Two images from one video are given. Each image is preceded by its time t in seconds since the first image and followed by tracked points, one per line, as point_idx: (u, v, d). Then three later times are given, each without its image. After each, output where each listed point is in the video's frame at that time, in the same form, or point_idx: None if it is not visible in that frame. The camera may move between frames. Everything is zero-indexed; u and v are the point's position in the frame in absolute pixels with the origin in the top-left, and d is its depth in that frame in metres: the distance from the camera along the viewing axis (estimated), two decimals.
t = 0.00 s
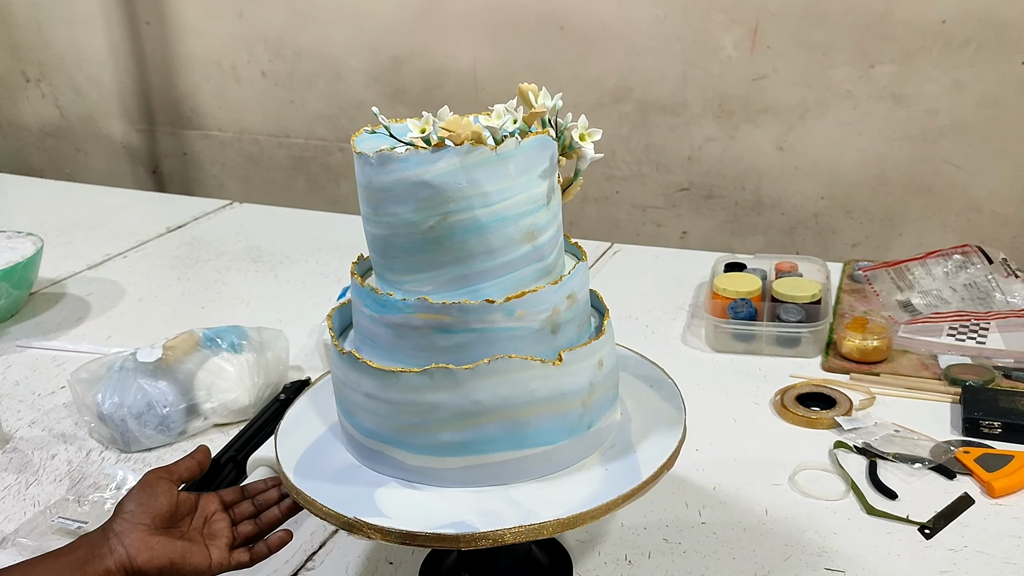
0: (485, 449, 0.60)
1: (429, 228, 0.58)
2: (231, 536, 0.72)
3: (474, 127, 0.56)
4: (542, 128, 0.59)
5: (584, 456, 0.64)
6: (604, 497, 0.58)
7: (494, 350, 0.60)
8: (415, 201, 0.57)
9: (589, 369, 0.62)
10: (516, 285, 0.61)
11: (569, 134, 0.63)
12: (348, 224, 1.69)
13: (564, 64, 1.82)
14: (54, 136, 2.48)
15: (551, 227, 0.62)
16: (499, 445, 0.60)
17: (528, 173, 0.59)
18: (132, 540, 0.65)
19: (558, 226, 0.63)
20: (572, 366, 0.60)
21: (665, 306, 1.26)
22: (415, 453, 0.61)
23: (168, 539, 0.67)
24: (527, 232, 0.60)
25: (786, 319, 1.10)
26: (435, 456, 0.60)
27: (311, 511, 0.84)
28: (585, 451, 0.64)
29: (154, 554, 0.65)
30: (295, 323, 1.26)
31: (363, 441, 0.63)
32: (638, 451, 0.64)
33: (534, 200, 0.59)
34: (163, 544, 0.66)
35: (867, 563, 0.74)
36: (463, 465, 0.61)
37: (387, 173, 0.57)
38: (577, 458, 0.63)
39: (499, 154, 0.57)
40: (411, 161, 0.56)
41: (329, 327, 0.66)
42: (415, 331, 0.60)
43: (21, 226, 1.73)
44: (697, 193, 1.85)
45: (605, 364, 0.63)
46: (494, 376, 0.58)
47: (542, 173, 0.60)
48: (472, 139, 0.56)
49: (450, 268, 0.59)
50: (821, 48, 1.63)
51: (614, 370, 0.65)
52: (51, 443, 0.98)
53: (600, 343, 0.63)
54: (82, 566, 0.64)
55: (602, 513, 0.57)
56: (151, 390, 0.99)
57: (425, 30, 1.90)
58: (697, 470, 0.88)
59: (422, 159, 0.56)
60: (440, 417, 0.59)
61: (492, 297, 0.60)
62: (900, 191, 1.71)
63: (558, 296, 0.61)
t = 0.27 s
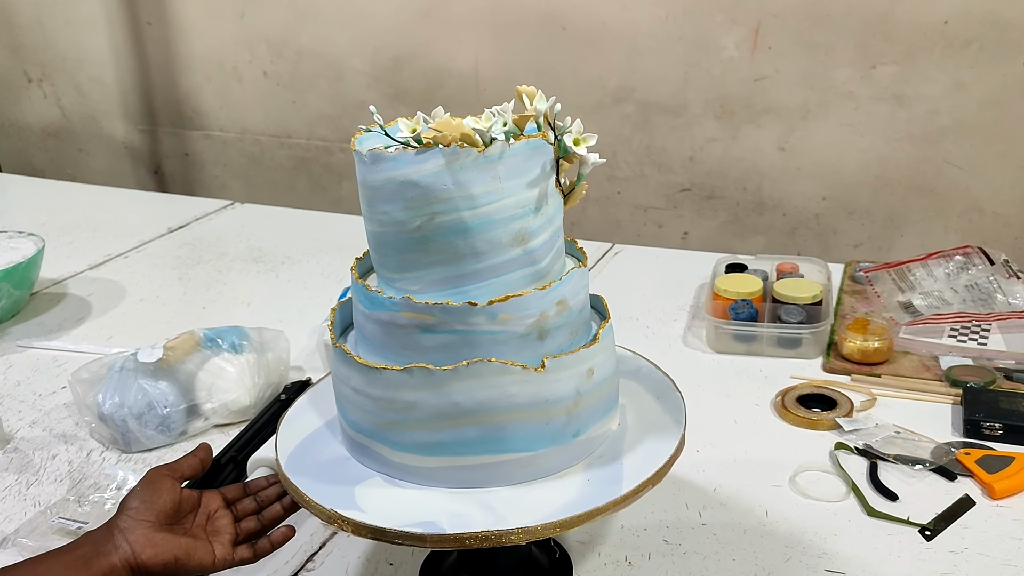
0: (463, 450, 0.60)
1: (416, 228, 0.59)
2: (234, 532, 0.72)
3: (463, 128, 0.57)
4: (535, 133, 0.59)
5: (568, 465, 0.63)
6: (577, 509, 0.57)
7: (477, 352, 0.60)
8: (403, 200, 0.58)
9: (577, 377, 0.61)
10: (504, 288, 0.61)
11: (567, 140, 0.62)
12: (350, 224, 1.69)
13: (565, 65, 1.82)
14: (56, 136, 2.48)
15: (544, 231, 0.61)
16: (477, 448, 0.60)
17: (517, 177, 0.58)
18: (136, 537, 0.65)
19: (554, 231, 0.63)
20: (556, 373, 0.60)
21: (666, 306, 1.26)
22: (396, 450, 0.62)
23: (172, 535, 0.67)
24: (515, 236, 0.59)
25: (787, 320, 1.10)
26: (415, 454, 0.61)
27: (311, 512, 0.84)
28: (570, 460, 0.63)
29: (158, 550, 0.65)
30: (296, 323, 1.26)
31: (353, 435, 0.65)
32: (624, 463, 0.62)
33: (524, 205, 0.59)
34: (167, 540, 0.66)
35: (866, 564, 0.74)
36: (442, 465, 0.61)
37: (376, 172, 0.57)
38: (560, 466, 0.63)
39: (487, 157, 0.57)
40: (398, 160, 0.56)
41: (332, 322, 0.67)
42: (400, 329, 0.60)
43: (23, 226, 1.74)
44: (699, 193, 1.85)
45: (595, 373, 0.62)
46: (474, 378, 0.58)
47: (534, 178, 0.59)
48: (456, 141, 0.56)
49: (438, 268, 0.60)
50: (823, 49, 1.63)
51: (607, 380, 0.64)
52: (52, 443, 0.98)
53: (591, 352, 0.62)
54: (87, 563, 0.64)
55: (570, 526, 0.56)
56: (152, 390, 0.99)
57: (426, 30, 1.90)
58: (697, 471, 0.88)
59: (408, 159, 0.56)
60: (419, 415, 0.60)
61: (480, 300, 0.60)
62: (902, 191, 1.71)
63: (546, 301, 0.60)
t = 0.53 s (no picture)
0: (451, 449, 0.61)
1: (411, 226, 0.59)
2: (239, 525, 0.72)
3: (460, 127, 0.57)
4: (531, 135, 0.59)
5: (558, 468, 0.63)
6: (558, 513, 0.57)
7: (468, 352, 0.60)
8: (398, 198, 0.58)
9: (569, 380, 0.61)
10: (499, 288, 0.61)
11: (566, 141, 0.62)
12: (352, 224, 1.69)
13: (568, 65, 1.82)
14: (60, 136, 2.49)
15: (541, 233, 0.61)
16: (466, 447, 0.60)
17: (512, 177, 0.58)
18: (143, 529, 0.66)
19: (553, 233, 0.62)
20: (546, 375, 0.60)
21: (668, 306, 1.26)
22: (387, 446, 0.62)
23: (178, 528, 0.67)
24: (510, 237, 0.59)
25: (789, 321, 1.10)
26: (405, 451, 0.61)
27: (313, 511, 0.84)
28: (561, 463, 0.63)
29: (165, 543, 0.65)
30: (298, 323, 1.26)
31: (350, 429, 0.65)
32: (615, 469, 0.62)
33: (518, 206, 0.59)
34: (173, 533, 0.66)
35: (868, 564, 0.74)
36: (431, 462, 0.61)
37: (373, 170, 0.58)
38: (549, 470, 0.62)
39: (481, 157, 0.57)
40: (393, 159, 0.57)
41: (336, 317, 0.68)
42: (394, 326, 0.61)
43: (26, 225, 1.74)
44: (701, 194, 1.85)
45: (590, 377, 0.62)
46: (464, 378, 0.59)
47: (529, 179, 0.59)
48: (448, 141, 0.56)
49: (433, 267, 0.60)
50: (826, 49, 1.63)
51: (603, 385, 0.63)
52: (55, 442, 0.98)
53: (586, 356, 0.61)
54: (95, 555, 0.65)
55: (549, 530, 0.56)
56: (154, 389, 0.99)
57: (429, 30, 1.90)
58: (699, 471, 0.88)
59: (403, 158, 0.57)
60: (410, 412, 0.60)
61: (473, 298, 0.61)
62: (904, 192, 1.71)
63: (539, 304, 0.60)
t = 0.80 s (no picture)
0: (447, 447, 0.61)
1: (410, 225, 0.59)
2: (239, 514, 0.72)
3: (459, 127, 0.57)
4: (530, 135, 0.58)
5: (554, 469, 0.63)
6: (552, 514, 0.57)
7: (465, 351, 0.60)
8: (397, 196, 0.58)
9: (566, 381, 0.61)
10: (497, 288, 0.61)
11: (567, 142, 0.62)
12: (353, 224, 1.70)
13: (570, 65, 1.82)
14: (62, 135, 2.49)
15: (540, 233, 0.61)
16: (463, 446, 0.60)
17: (511, 177, 0.58)
18: (144, 520, 0.66)
19: (553, 233, 0.62)
20: (543, 376, 0.60)
21: (670, 306, 1.26)
22: (384, 443, 0.62)
23: (178, 517, 0.67)
24: (508, 237, 0.59)
25: (790, 321, 1.10)
26: (402, 448, 0.62)
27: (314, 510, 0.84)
28: (557, 464, 0.63)
29: (166, 532, 0.65)
30: (300, 322, 1.26)
31: (349, 426, 0.66)
32: (612, 470, 0.62)
33: (517, 206, 0.59)
34: (174, 523, 0.66)
35: (868, 563, 0.74)
36: (427, 460, 0.61)
37: (373, 168, 0.58)
38: (545, 470, 0.62)
39: (480, 157, 0.57)
40: (393, 158, 0.57)
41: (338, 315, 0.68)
42: (392, 324, 0.61)
43: (28, 224, 1.74)
44: (703, 194, 1.85)
45: (588, 378, 0.62)
46: (460, 376, 0.59)
47: (529, 179, 0.59)
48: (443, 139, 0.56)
49: (431, 266, 0.60)
50: (828, 50, 1.63)
51: (602, 387, 0.63)
52: (56, 441, 0.98)
53: (584, 357, 0.61)
54: (97, 547, 0.65)
55: (542, 531, 0.56)
56: (155, 388, 0.99)
57: (431, 30, 1.90)
58: (699, 470, 0.88)
59: (402, 157, 0.57)
60: (407, 410, 0.60)
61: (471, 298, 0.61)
62: (906, 193, 1.71)
63: (537, 304, 0.60)
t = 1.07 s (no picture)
0: (446, 447, 0.61)
1: (411, 225, 0.59)
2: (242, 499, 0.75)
3: (460, 128, 0.58)
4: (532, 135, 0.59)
5: (552, 470, 0.63)
6: (548, 515, 0.57)
7: (464, 351, 0.60)
8: (398, 196, 0.59)
9: (565, 383, 0.61)
10: (496, 288, 0.61)
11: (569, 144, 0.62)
12: (355, 224, 1.70)
13: (571, 66, 1.82)
14: (64, 135, 2.49)
15: (540, 234, 0.61)
16: (461, 445, 0.61)
17: (512, 179, 0.58)
18: (151, 505, 0.66)
19: (554, 235, 0.62)
20: (541, 377, 0.60)
21: (671, 307, 1.26)
22: (384, 441, 0.62)
23: (184, 503, 0.69)
24: (508, 238, 0.60)
25: (791, 322, 1.10)
26: (401, 447, 0.62)
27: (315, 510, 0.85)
28: (555, 465, 0.63)
29: (175, 517, 0.66)
30: (301, 322, 1.26)
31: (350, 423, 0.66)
32: (610, 472, 0.62)
33: (517, 207, 0.59)
34: (182, 508, 0.67)
35: (868, 564, 0.74)
36: (425, 459, 0.62)
37: (375, 168, 0.58)
38: (544, 471, 0.63)
39: (480, 157, 0.57)
40: (393, 158, 0.57)
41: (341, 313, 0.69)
42: (392, 323, 0.62)
43: (30, 224, 1.74)
44: (704, 195, 1.85)
45: (588, 380, 0.62)
46: (459, 376, 0.59)
47: (529, 181, 0.59)
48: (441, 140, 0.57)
49: (432, 265, 0.60)
50: (829, 51, 1.63)
51: (601, 389, 0.63)
52: (58, 440, 0.98)
53: (583, 358, 0.61)
54: (105, 534, 0.65)
55: (538, 532, 0.56)
56: (157, 387, 0.99)
57: (432, 31, 1.90)
58: (700, 471, 0.88)
59: (402, 157, 0.57)
60: (406, 409, 0.61)
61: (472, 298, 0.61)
62: (907, 194, 1.71)
63: (536, 305, 0.60)
